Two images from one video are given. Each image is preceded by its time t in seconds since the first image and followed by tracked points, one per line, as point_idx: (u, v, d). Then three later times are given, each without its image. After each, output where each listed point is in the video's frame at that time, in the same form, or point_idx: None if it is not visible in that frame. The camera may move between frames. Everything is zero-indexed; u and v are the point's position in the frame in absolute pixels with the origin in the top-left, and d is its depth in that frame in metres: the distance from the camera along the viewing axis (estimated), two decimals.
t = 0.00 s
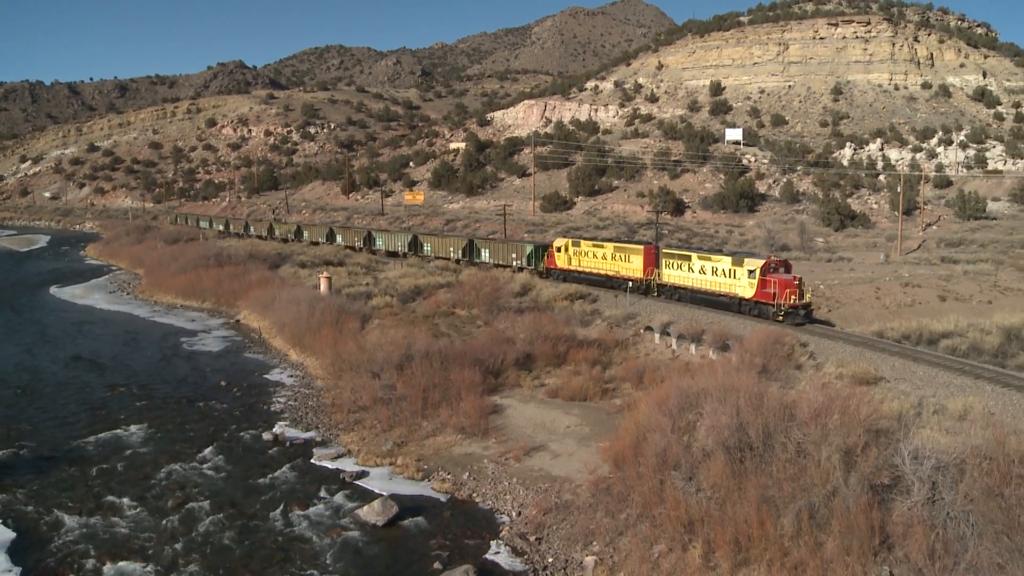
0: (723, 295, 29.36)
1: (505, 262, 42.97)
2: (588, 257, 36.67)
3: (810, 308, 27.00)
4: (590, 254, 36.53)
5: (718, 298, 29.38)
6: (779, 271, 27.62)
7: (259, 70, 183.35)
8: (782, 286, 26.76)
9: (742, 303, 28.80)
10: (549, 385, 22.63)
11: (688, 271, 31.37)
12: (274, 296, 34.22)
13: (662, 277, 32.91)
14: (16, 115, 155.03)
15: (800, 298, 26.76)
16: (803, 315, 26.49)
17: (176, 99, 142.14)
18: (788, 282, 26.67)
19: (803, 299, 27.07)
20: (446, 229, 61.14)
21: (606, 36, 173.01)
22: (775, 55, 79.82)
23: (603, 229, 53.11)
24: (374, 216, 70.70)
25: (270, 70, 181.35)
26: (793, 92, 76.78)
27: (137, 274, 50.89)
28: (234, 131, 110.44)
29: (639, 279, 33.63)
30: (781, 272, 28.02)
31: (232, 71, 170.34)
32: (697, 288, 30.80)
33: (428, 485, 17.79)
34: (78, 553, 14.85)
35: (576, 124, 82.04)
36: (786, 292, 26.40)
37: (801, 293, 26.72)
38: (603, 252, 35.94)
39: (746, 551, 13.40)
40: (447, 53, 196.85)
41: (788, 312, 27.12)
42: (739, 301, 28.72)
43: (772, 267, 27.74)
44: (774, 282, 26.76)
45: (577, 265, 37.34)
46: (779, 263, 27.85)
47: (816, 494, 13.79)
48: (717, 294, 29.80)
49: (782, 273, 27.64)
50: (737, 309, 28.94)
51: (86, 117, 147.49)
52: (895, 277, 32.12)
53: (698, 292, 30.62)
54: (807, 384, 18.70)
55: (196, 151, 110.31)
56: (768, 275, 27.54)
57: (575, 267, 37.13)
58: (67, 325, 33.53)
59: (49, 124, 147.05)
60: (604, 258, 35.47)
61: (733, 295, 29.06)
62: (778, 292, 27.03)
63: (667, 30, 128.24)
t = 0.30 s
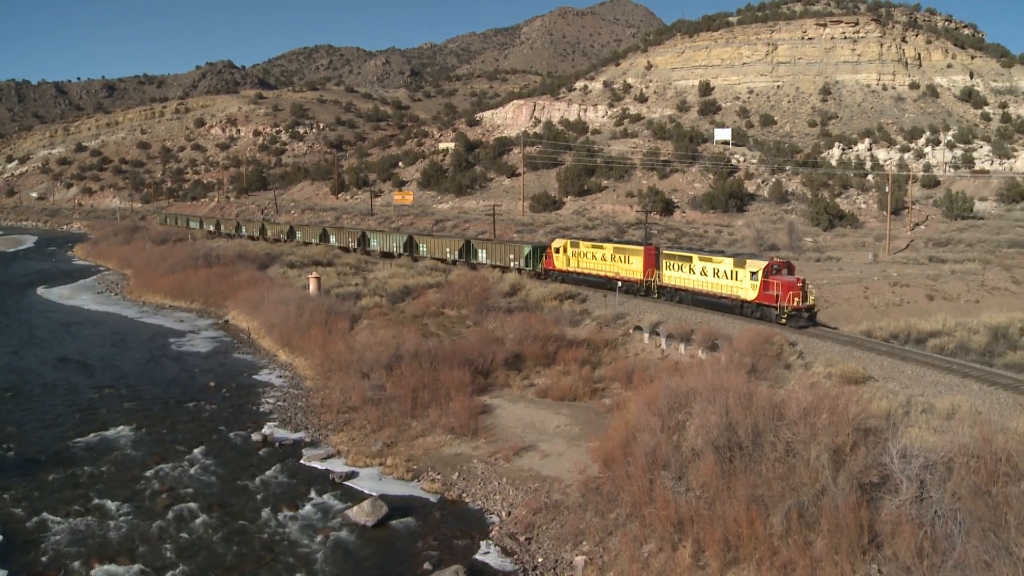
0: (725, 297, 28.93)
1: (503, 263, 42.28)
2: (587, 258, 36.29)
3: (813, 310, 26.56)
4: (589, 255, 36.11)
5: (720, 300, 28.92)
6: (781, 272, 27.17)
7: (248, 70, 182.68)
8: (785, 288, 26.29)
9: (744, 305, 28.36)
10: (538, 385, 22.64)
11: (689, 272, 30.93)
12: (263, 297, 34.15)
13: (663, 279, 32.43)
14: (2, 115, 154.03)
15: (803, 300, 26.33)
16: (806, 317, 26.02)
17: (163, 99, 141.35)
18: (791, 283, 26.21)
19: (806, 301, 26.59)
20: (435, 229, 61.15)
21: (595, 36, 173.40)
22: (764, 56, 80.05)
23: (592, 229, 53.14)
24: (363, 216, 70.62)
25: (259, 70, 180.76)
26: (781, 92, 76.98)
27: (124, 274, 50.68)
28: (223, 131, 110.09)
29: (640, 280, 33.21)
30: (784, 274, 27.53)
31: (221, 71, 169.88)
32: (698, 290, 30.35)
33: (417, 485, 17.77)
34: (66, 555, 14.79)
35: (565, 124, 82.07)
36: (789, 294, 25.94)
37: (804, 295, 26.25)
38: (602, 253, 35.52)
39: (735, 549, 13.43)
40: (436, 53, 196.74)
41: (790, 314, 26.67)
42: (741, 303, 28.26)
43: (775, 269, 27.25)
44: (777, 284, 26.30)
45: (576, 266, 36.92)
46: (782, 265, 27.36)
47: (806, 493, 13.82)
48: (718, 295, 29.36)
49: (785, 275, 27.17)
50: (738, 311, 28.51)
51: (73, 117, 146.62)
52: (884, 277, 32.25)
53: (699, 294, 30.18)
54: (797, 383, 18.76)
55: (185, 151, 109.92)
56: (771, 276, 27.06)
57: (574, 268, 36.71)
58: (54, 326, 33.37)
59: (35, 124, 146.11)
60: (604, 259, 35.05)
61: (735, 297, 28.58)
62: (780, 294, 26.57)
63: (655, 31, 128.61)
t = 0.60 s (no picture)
0: (725, 299, 28.46)
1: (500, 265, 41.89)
2: (584, 259, 36.07)
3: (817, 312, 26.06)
4: (587, 256, 35.88)
5: (721, 302, 28.45)
6: (783, 274, 26.69)
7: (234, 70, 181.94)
8: (786, 290, 25.84)
9: (746, 308, 27.90)
10: (526, 385, 22.66)
11: (690, 274, 30.55)
12: (250, 298, 34.04)
13: (662, 280, 32.11)
14: None
15: (805, 302, 25.86)
16: (809, 320, 25.55)
17: (149, 99, 140.51)
18: (793, 285, 25.74)
19: (808, 303, 26.13)
20: (423, 229, 61.14)
21: (583, 36, 173.74)
22: (751, 56, 80.26)
23: (580, 229, 53.21)
24: (351, 216, 70.51)
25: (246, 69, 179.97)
26: (769, 92, 77.19)
27: (110, 275, 50.40)
28: (210, 131, 109.64)
29: (638, 282, 32.98)
30: (786, 275, 27.06)
31: (208, 71, 169.24)
32: (698, 292, 29.92)
33: (405, 485, 17.75)
34: (52, 557, 14.71)
35: (553, 124, 82.11)
36: (791, 296, 25.46)
37: (806, 298, 25.78)
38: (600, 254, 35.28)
39: (724, 549, 13.47)
40: (424, 53, 196.58)
41: (793, 317, 26.21)
42: (742, 305, 27.79)
43: (776, 270, 26.78)
44: (779, 286, 25.83)
45: (573, 267, 36.68)
46: (784, 266, 26.89)
47: (793, 492, 13.86)
48: (719, 297, 28.91)
49: (787, 276, 26.70)
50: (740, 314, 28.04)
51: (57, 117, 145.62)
52: (870, 276, 32.39)
53: (699, 296, 29.73)
54: (784, 382, 18.84)
55: (172, 151, 109.43)
56: (773, 278, 26.60)
57: (572, 270, 36.43)
58: (40, 327, 33.18)
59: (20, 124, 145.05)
60: (602, 260, 34.82)
61: (736, 299, 28.12)
62: (782, 296, 26.11)
63: (642, 31, 128.93)
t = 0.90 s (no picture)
0: (727, 301, 27.89)
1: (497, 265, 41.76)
2: (583, 260, 35.52)
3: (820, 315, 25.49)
4: (586, 257, 35.33)
5: (723, 304, 27.83)
6: (786, 276, 26.13)
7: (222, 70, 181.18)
8: (790, 293, 25.26)
9: (747, 310, 27.33)
10: (515, 385, 22.68)
11: (691, 276, 30.00)
12: (238, 298, 33.97)
13: (663, 282, 31.55)
14: None
15: (809, 304, 25.27)
16: (813, 323, 24.91)
17: (135, 98, 139.79)
18: (796, 287, 25.17)
19: (812, 306, 25.52)
20: (411, 229, 61.10)
21: (572, 36, 174.07)
22: (739, 56, 80.43)
23: (569, 229, 53.27)
24: (340, 216, 70.45)
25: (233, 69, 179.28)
26: (757, 92, 77.42)
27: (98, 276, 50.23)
28: (198, 131, 109.17)
29: (638, 283, 32.45)
30: (790, 277, 26.47)
31: (196, 70, 168.61)
32: (699, 294, 29.35)
33: (395, 486, 17.73)
34: (38, 560, 14.60)
35: (541, 124, 82.12)
36: (795, 298, 24.87)
37: (810, 300, 25.18)
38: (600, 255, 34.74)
39: (713, 548, 13.48)
40: (412, 53, 196.38)
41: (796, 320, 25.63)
42: (744, 307, 27.17)
43: (779, 272, 26.20)
44: (782, 288, 25.26)
45: (572, 269, 36.17)
46: (787, 268, 26.33)
47: (782, 491, 13.90)
48: (720, 300, 28.34)
49: (790, 278, 26.15)
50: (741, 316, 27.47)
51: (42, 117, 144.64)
52: (858, 276, 32.52)
53: (700, 298, 29.12)
54: (773, 382, 18.89)
55: (160, 151, 108.97)
56: (775, 280, 26.03)
57: (570, 271, 35.96)
58: (26, 329, 32.98)
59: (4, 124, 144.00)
60: (601, 262, 34.29)
61: (737, 301, 27.53)
62: (785, 299, 25.52)
63: (630, 31, 129.34)
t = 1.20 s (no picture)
0: (731, 304, 27.36)
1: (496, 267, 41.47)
2: (583, 261, 35.11)
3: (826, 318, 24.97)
4: (586, 258, 34.91)
5: (726, 306, 27.33)
6: (791, 278, 25.60)
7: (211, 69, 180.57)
8: (795, 295, 24.72)
9: (751, 313, 26.80)
10: (505, 385, 22.66)
11: (693, 278, 29.49)
12: (228, 298, 33.90)
13: (664, 283, 31.15)
14: None
15: (815, 307, 24.73)
16: (818, 326, 24.45)
17: (123, 98, 139.10)
18: (802, 290, 24.64)
19: (817, 308, 25.06)
20: (401, 229, 61.09)
21: (562, 36, 174.22)
22: (729, 56, 80.63)
23: (559, 229, 53.32)
24: (330, 216, 70.36)
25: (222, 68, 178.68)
26: (747, 92, 77.59)
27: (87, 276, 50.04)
28: (187, 131, 108.80)
29: (640, 285, 32.07)
30: (794, 279, 26.00)
31: (186, 70, 168.00)
32: (702, 296, 28.82)
33: (385, 487, 17.70)
34: (28, 562, 14.53)
35: (531, 124, 82.15)
36: (800, 301, 24.34)
37: (816, 303, 24.70)
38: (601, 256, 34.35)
39: (703, 547, 13.50)
40: (402, 52, 196.17)
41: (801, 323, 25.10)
42: (748, 310, 26.69)
43: (784, 274, 25.73)
44: (787, 290, 24.74)
45: (573, 270, 35.81)
46: (792, 270, 25.80)
47: (772, 490, 13.91)
48: (723, 302, 27.82)
49: (796, 280, 25.62)
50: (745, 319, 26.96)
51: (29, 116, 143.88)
52: (848, 276, 32.64)
53: (703, 300, 28.62)
54: (763, 381, 18.94)
55: (149, 151, 108.60)
56: (780, 282, 25.55)
57: (571, 272, 35.58)
58: (14, 330, 32.81)
59: None
60: (602, 263, 33.89)
61: (741, 304, 27.00)
62: (790, 301, 25.04)
63: (620, 31, 129.40)
